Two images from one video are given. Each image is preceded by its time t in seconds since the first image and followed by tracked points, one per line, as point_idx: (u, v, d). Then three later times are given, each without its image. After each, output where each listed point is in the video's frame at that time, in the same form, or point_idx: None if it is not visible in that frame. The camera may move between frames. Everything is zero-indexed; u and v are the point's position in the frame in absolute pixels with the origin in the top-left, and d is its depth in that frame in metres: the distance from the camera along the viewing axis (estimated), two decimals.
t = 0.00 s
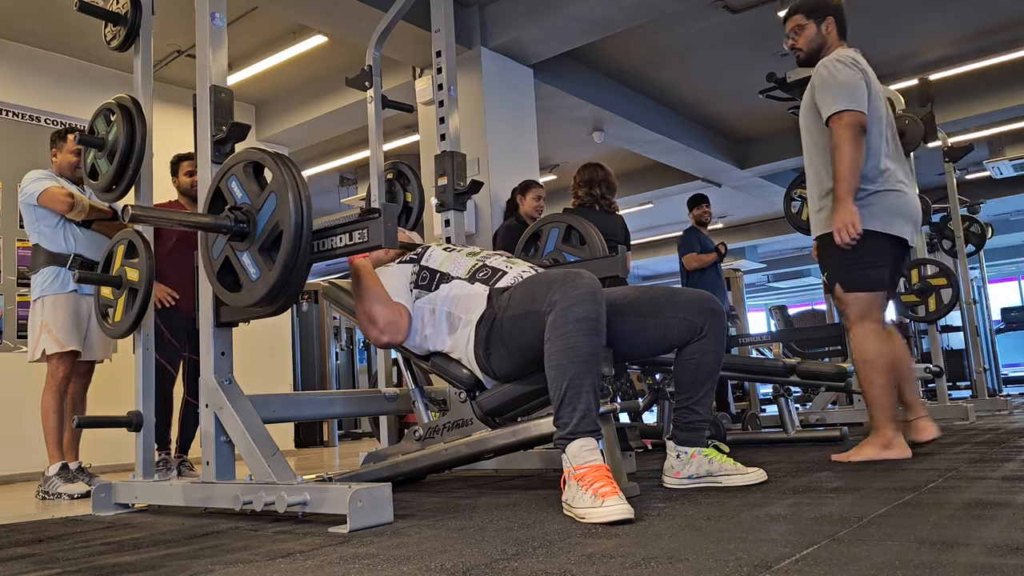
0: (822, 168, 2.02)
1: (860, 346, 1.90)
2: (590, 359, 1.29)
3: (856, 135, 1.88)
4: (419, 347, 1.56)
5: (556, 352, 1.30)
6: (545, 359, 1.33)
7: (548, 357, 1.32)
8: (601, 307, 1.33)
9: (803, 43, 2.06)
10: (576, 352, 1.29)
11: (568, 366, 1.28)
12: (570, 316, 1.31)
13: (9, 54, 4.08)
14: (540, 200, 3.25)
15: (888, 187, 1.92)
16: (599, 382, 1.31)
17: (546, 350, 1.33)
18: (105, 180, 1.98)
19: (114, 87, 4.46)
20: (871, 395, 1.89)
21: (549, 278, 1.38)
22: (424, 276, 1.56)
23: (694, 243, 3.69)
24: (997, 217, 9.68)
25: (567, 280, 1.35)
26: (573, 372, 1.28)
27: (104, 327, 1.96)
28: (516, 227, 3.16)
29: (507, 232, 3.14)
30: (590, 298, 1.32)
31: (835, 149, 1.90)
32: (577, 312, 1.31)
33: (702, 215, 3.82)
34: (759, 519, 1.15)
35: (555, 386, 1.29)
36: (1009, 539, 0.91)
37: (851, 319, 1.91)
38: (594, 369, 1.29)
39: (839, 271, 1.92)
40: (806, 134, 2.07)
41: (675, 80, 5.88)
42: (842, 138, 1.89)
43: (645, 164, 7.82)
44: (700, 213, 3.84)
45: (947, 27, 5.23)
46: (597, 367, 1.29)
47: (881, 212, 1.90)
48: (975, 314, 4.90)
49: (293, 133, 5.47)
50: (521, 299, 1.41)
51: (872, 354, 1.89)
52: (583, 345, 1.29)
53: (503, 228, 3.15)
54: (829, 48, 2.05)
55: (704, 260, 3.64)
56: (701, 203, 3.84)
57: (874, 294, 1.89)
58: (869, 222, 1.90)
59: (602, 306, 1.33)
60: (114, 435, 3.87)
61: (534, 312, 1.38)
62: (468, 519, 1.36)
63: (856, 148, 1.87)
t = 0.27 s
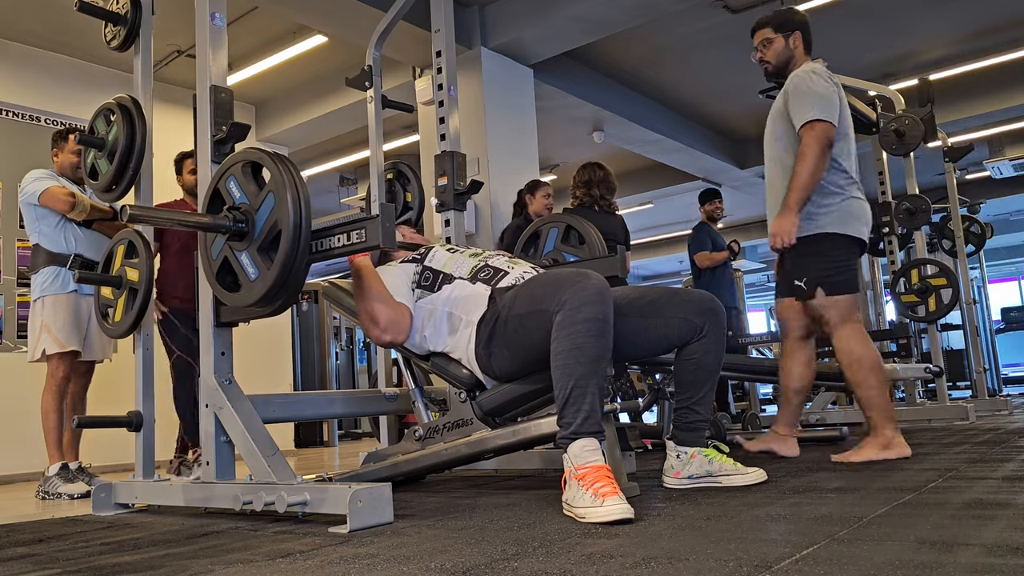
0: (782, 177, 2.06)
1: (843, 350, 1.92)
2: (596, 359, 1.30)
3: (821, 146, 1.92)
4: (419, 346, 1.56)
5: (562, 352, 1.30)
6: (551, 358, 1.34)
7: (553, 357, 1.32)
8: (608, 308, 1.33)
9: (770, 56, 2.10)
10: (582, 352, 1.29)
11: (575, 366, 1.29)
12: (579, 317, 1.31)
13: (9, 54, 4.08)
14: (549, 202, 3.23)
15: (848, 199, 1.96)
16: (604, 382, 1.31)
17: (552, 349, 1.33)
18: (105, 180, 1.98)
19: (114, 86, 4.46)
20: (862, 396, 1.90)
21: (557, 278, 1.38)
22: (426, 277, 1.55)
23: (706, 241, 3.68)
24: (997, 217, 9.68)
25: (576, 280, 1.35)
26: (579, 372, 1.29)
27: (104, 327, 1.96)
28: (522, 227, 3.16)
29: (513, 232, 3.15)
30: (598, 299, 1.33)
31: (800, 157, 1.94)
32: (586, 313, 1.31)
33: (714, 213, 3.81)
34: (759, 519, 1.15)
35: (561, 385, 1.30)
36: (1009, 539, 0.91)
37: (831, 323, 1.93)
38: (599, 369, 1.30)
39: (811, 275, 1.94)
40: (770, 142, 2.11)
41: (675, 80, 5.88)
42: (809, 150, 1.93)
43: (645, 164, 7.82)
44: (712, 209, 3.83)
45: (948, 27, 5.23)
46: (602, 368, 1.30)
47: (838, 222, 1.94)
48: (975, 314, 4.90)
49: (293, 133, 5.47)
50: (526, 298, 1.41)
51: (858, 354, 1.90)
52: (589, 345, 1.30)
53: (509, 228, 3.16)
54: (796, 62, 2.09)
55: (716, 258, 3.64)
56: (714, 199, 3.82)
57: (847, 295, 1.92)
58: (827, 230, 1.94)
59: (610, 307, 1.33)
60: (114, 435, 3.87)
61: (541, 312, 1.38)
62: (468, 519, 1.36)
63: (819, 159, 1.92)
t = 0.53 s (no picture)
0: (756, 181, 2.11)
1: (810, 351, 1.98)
2: (599, 359, 1.30)
3: (800, 154, 1.96)
4: (421, 345, 1.56)
5: (566, 351, 1.30)
6: (554, 358, 1.34)
7: (556, 356, 1.32)
8: (612, 308, 1.33)
9: (741, 68, 2.17)
10: (585, 352, 1.29)
11: (578, 366, 1.29)
12: (583, 317, 1.31)
13: (9, 54, 4.08)
14: (547, 202, 3.24)
15: (818, 208, 2.02)
16: (607, 382, 1.32)
17: (555, 348, 1.33)
18: (105, 180, 1.98)
19: (114, 86, 4.45)
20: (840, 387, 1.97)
21: (561, 278, 1.38)
22: (429, 276, 1.55)
23: (712, 241, 3.67)
24: (997, 217, 9.68)
25: (580, 280, 1.36)
26: (582, 372, 1.29)
27: (104, 327, 1.96)
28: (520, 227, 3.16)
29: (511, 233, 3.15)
30: (603, 299, 1.33)
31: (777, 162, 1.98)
32: (590, 313, 1.31)
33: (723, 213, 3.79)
34: (759, 519, 1.15)
35: (564, 385, 1.30)
36: (1009, 539, 0.91)
37: (794, 325, 1.98)
38: (602, 369, 1.30)
39: (785, 274, 1.98)
40: (743, 144, 2.15)
41: (675, 80, 5.88)
42: (786, 156, 1.97)
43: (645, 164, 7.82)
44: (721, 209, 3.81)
45: (948, 27, 5.23)
46: (605, 367, 1.30)
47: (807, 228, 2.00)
48: (975, 314, 4.91)
49: (294, 133, 5.47)
50: (530, 298, 1.41)
51: (829, 347, 1.97)
52: (593, 345, 1.30)
53: (508, 228, 3.16)
54: (766, 74, 2.16)
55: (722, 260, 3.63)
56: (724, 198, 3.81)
57: (804, 297, 1.98)
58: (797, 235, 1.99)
59: (613, 307, 1.34)
60: (115, 434, 3.87)
61: (545, 311, 1.38)
62: (468, 519, 1.36)
63: (796, 166, 1.96)
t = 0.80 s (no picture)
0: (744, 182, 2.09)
1: (773, 355, 1.97)
2: (600, 359, 1.30)
3: (795, 157, 1.97)
4: (420, 345, 1.56)
5: (567, 351, 1.30)
6: (554, 358, 1.34)
7: (557, 356, 1.32)
8: (613, 308, 1.33)
9: (722, 75, 2.17)
10: (586, 352, 1.29)
11: (579, 366, 1.29)
12: (584, 317, 1.31)
13: (9, 54, 4.08)
14: (536, 203, 3.25)
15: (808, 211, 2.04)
16: (607, 383, 1.32)
17: (556, 348, 1.33)
18: (105, 180, 1.98)
19: (114, 86, 4.46)
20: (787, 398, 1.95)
21: (562, 278, 1.38)
22: (429, 276, 1.55)
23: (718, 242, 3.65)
24: (997, 217, 9.68)
25: (581, 280, 1.36)
26: (583, 372, 1.29)
27: (104, 327, 1.96)
28: (512, 228, 3.13)
29: (504, 234, 3.11)
30: (604, 299, 1.33)
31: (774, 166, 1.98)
32: (591, 313, 1.31)
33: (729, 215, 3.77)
34: (759, 519, 1.15)
35: (564, 385, 1.30)
36: (1009, 539, 0.91)
37: (767, 325, 1.98)
38: (603, 369, 1.30)
39: (765, 275, 1.98)
40: (729, 146, 2.13)
41: (675, 80, 5.88)
42: (782, 159, 1.97)
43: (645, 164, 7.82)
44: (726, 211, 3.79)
45: (948, 26, 5.23)
46: (606, 367, 1.30)
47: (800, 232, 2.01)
48: (974, 314, 4.91)
49: (294, 133, 5.46)
50: (531, 298, 1.41)
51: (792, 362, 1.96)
52: (594, 345, 1.30)
53: (500, 229, 3.13)
54: (746, 81, 2.16)
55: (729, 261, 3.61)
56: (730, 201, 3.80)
57: (782, 300, 1.98)
58: (788, 238, 2.00)
59: (614, 307, 1.34)
60: (115, 435, 3.87)
61: (546, 311, 1.38)
62: (468, 519, 1.36)
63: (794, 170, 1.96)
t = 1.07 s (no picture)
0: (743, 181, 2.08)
1: (783, 355, 1.98)
2: (600, 359, 1.30)
3: (798, 156, 1.98)
4: (420, 345, 1.56)
5: (567, 351, 1.30)
6: (554, 358, 1.34)
7: (557, 356, 1.32)
8: (613, 309, 1.33)
9: (716, 76, 2.16)
10: (586, 352, 1.29)
11: (580, 366, 1.29)
12: (584, 317, 1.31)
13: (9, 55, 4.08)
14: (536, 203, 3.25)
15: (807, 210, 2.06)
16: (608, 383, 1.32)
17: (556, 349, 1.33)
18: (105, 180, 1.97)
19: (114, 86, 4.46)
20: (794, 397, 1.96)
21: (562, 278, 1.38)
22: (430, 276, 1.55)
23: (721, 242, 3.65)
24: (997, 217, 9.68)
25: (582, 280, 1.36)
26: (584, 372, 1.29)
27: (104, 327, 1.96)
28: (511, 228, 3.13)
29: (503, 234, 3.12)
30: (604, 299, 1.33)
31: (780, 165, 1.98)
32: (591, 313, 1.31)
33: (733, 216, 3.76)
34: (759, 519, 1.15)
35: (565, 385, 1.30)
36: (1009, 539, 0.91)
37: (778, 326, 1.99)
38: (603, 370, 1.30)
39: (767, 275, 1.98)
40: (727, 145, 2.11)
41: (675, 80, 5.88)
42: (786, 158, 1.97)
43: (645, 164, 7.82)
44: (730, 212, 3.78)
45: (948, 26, 5.23)
46: (606, 368, 1.30)
47: (803, 231, 2.03)
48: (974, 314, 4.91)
49: (294, 133, 5.46)
50: (531, 298, 1.41)
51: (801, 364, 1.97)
52: (594, 345, 1.30)
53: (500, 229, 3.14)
54: (741, 81, 2.16)
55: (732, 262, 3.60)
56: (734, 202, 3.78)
57: (789, 299, 1.99)
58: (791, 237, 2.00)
59: (614, 308, 1.34)
60: (115, 435, 3.87)
61: (546, 312, 1.38)
62: (468, 519, 1.35)
63: (800, 169, 1.97)
